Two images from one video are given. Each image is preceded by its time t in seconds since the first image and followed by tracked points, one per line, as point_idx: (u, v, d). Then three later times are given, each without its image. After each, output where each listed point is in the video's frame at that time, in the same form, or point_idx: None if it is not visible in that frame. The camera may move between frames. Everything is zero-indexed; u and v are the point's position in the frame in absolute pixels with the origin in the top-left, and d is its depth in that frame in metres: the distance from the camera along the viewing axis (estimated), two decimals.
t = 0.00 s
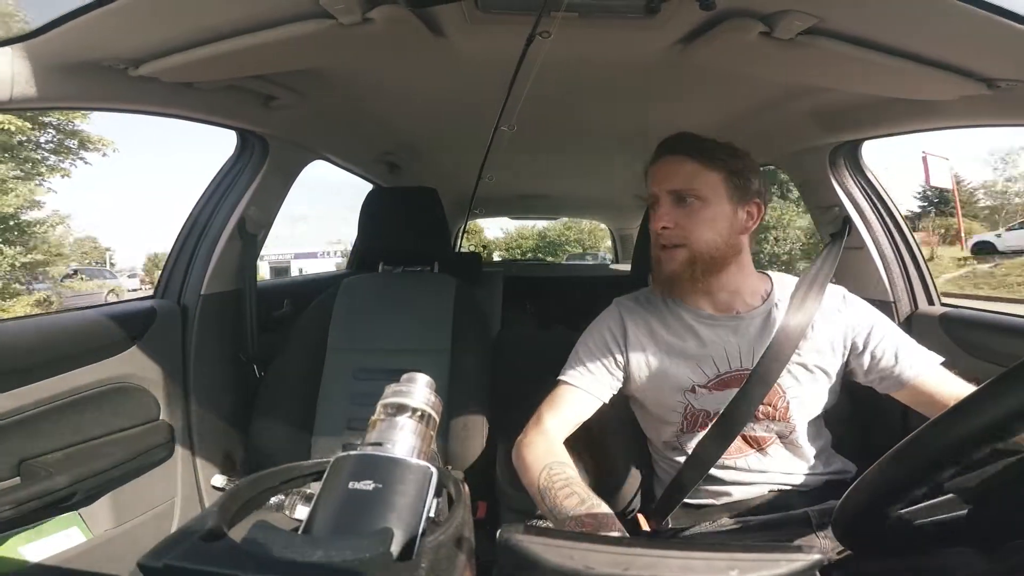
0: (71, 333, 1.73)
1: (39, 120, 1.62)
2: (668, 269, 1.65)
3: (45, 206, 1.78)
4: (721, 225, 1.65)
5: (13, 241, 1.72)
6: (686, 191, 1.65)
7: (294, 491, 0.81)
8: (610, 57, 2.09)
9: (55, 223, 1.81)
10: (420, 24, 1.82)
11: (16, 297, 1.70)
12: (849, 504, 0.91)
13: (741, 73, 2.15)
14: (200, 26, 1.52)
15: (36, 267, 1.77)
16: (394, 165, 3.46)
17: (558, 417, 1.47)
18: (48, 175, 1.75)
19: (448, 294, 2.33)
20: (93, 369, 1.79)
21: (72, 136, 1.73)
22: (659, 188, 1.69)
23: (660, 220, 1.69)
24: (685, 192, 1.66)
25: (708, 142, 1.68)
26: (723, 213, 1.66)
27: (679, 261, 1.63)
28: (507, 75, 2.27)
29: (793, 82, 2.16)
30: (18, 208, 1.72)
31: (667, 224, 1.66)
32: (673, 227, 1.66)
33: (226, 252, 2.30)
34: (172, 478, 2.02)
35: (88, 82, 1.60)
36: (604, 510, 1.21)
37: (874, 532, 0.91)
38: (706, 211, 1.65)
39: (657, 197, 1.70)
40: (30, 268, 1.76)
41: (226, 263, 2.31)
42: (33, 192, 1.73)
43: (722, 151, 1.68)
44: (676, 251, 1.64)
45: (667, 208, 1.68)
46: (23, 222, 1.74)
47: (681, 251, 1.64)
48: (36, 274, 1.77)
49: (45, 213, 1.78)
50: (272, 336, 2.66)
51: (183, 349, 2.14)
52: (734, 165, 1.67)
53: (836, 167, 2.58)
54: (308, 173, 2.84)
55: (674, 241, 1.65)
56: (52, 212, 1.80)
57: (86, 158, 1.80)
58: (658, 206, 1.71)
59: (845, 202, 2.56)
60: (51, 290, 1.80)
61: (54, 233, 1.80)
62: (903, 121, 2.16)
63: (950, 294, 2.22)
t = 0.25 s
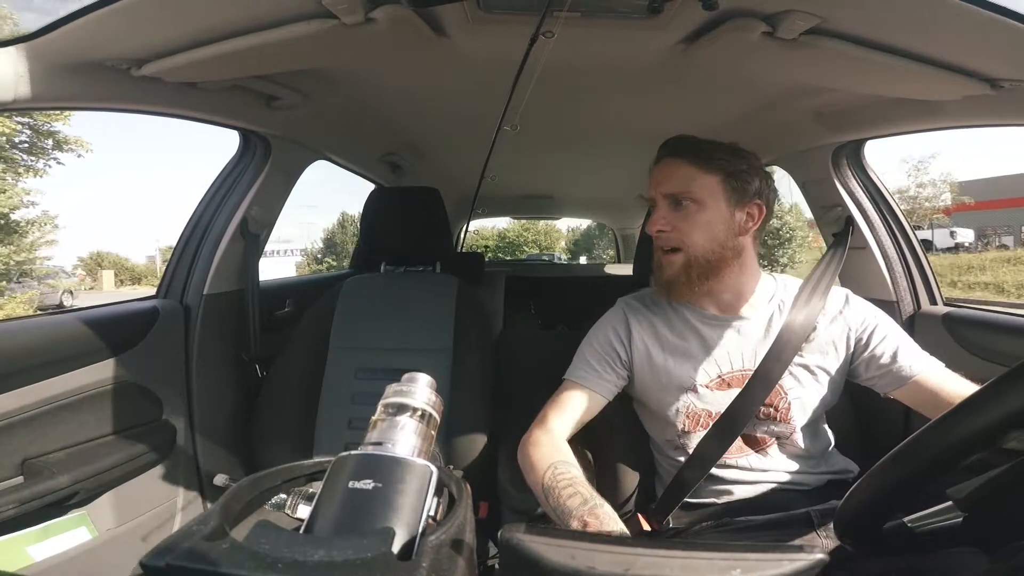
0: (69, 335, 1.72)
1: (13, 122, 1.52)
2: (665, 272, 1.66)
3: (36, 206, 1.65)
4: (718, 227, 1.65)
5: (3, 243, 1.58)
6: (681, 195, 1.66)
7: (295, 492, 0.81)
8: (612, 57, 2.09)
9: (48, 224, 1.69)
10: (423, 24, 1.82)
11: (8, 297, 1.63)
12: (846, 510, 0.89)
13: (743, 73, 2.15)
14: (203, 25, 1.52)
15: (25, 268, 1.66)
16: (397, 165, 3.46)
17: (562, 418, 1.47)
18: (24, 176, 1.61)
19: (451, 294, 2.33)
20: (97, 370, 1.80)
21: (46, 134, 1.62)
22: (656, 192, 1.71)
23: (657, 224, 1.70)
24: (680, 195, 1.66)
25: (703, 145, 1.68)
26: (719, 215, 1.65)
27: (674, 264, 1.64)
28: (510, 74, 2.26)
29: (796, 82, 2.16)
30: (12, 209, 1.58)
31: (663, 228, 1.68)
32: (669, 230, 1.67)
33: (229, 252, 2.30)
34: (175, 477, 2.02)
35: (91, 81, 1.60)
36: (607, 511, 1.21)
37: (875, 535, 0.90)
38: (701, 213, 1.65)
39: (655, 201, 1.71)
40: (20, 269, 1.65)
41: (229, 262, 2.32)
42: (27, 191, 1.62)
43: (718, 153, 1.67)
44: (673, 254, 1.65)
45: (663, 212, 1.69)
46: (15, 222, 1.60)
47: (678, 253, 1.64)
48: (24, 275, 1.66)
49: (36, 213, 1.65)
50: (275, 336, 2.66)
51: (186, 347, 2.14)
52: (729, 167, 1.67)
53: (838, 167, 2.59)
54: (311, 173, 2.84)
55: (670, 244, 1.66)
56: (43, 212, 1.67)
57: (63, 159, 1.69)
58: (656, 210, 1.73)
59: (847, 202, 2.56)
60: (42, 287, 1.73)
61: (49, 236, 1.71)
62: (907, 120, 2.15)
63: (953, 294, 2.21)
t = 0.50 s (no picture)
0: (64, 340, 1.70)
1: None
2: (683, 270, 1.64)
3: (15, 206, 1.58)
4: (737, 228, 1.65)
5: None
6: (703, 193, 1.65)
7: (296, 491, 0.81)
8: (613, 57, 2.09)
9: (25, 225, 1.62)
10: (422, 24, 1.82)
11: None
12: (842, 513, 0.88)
13: (743, 72, 2.15)
14: (202, 25, 1.52)
15: None
16: (397, 164, 3.46)
17: (564, 416, 1.47)
18: None
19: (451, 293, 2.32)
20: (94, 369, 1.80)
21: (9, 133, 1.51)
22: (675, 188, 1.68)
23: (676, 220, 1.68)
24: (701, 193, 1.65)
25: (722, 144, 1.68)
26: (739, 215, 1.65)
27: (694, 262, 1.63)
28: (510, 74, 2.26)
29: (796, 82, 2.16)
30: None
31: (683, 225, 1.66)
32: (689, 228, 1.65)
33: (228, 252, 2.29)
34: (175, 477, 2.03)
35: (90, 81, 1.60)
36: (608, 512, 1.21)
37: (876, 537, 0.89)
38: (721, 213, 1.65)
39: (673, 197, 1.69)
40: None
41: (228, 262, 2.31)
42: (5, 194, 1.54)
43: (737, 153, 1.67)
44: (692, 252, 1.63)
45: (683, 209, 1.67)
46: None
47: (697, 252, 1.63)
48: None
49: (15, 214, 1.59)
50: (275, 335, 2.66)
51: (185, 347, 2.15)
52: (749, 168, 1.67)
53: (838, 167, 2.56)
54: (311, 173, 2.84)
55: (690, 242, 1.64)
56: (20, 213, 1.60)
57: (26, 161, 1.57)
58: (673, 207, 1.70)
59: (847, 202, 2.54)
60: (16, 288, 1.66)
61: (22, 236, 1.63)
62: (906, 121, 2.15)
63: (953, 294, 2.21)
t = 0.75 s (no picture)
0: (58, 342, 1.68)
1: None
2: (716, 264, 1.61)
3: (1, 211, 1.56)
4: (762, 227, 1.68)
5: None
6: (737, 189, 1.65)
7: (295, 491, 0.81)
8: (612, 56, 2.09)
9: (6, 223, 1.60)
10: (421, 23, 1.82)
11: None
12: (846, 506, 0.89)
13: (742, 72, 2.15)
14: (201, 25, 1.53)
15: None
16: (396, 163, 3.46)
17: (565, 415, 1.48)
18: None
19: (450, 294, 2.32)
20: (92, 368, 1.79)
21: None
22: (708, 181, 1.66)
23: (707, 214, 1.65)
24: (735, 189, 1.65)
25: (745, 144, 1.70)
26: (763, 215, 1.68)
27: (729, 255, 1.61)
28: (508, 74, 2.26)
29: (795, 81, 2.16)
30: None
31: (717, 218, 1.63)
32: (724, 221, 1.63)
33: (227, 251, 2.28)
34: (173, 476, 2.03)
35: (89, 80, 1.60)
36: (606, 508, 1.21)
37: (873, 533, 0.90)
38: (751, 210, 1.66)
39: (704, 191, 1.67)
40: None
41: (227, 262, 2.30)
42: None
43: (757, 155, 1.71)
44: (726, 246, 1.61)
45: (715, 203, 1.65)
46: None
47: (732, 246, 1.61)
48: None
49: None
50: (274, 334, 2.66)
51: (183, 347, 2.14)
52: (768, 172, 1.72)
53: (837, 167, 2.55)
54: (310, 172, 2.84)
55: (724, 236, 1.62)
56: None
57: None
58: (699, 201, 1.67)
59: (846, 201, 2.53)
60: None
61: None
62: (901, 113, 2.12)
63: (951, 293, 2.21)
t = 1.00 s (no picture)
0: (44, 341, 1.64)
1: None
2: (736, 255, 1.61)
3: None
4: (777, 225, 1.71)
5: None
6: (760, 183, 1.68)
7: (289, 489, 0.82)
8: (608, 54, 2.09)
9: None
10: (418, 22, 1.82)
11: None
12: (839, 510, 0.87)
13: (738, 70, 2.16)
14: (196, 23, 1.53)
15: None
16: (392, 161, 3.47)
17: (563, 412, 1.48)
18: None
19: (447, 293, 2.31)
20: (79, 369, 1.76)
21: None
22: (733, 172, 1.67)
23: (730, 204, 1.65)
24: (757, 182, 1.67)
25: (761, 142, 1.72)
26: (779, 214, 1.71)
27: (750, 248, 1.62)
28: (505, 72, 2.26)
29: (791, 79, 2.16)
30: None
31: (741, 210, 1.64)
32: (748, 213, 1.64)
33: (223, 249, 2.28)
34: (169, 474, 2.03)
35: (84, 78, 1.60)
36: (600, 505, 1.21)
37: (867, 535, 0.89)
38: (769, 206, 1.69)
39: (728, 181, 1.67)
40: None
41: (223, 259, 2.30)
42: None
43: (774, 155, 1.73)
44: (748, 239, 1.62)
45: (739, 195, 1.66)
46: None
47: (753, 239, 1.63)
48: None
49: None
50: (270, 332, 2.66)
51: (178, 345, 2.14)
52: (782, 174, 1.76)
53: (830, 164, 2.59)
54: (307, 169, 2.84)
55: (747, 228, 1.63)
56: None
57: None
58: (722, 192, 1.68)
59: (841, 199, 2.55)
60: None
61: None
62: (899, 118, 2.18)
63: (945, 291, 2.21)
